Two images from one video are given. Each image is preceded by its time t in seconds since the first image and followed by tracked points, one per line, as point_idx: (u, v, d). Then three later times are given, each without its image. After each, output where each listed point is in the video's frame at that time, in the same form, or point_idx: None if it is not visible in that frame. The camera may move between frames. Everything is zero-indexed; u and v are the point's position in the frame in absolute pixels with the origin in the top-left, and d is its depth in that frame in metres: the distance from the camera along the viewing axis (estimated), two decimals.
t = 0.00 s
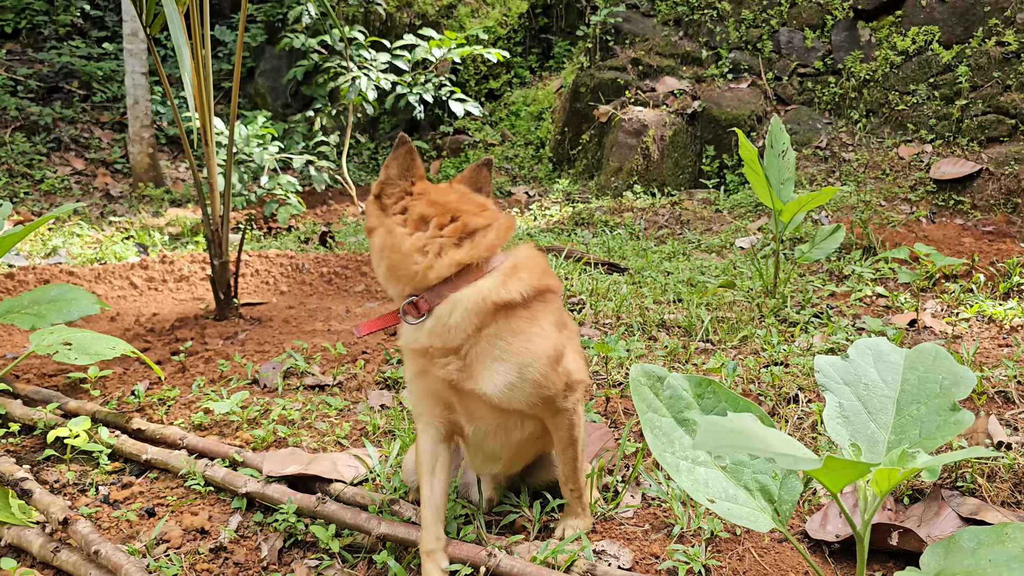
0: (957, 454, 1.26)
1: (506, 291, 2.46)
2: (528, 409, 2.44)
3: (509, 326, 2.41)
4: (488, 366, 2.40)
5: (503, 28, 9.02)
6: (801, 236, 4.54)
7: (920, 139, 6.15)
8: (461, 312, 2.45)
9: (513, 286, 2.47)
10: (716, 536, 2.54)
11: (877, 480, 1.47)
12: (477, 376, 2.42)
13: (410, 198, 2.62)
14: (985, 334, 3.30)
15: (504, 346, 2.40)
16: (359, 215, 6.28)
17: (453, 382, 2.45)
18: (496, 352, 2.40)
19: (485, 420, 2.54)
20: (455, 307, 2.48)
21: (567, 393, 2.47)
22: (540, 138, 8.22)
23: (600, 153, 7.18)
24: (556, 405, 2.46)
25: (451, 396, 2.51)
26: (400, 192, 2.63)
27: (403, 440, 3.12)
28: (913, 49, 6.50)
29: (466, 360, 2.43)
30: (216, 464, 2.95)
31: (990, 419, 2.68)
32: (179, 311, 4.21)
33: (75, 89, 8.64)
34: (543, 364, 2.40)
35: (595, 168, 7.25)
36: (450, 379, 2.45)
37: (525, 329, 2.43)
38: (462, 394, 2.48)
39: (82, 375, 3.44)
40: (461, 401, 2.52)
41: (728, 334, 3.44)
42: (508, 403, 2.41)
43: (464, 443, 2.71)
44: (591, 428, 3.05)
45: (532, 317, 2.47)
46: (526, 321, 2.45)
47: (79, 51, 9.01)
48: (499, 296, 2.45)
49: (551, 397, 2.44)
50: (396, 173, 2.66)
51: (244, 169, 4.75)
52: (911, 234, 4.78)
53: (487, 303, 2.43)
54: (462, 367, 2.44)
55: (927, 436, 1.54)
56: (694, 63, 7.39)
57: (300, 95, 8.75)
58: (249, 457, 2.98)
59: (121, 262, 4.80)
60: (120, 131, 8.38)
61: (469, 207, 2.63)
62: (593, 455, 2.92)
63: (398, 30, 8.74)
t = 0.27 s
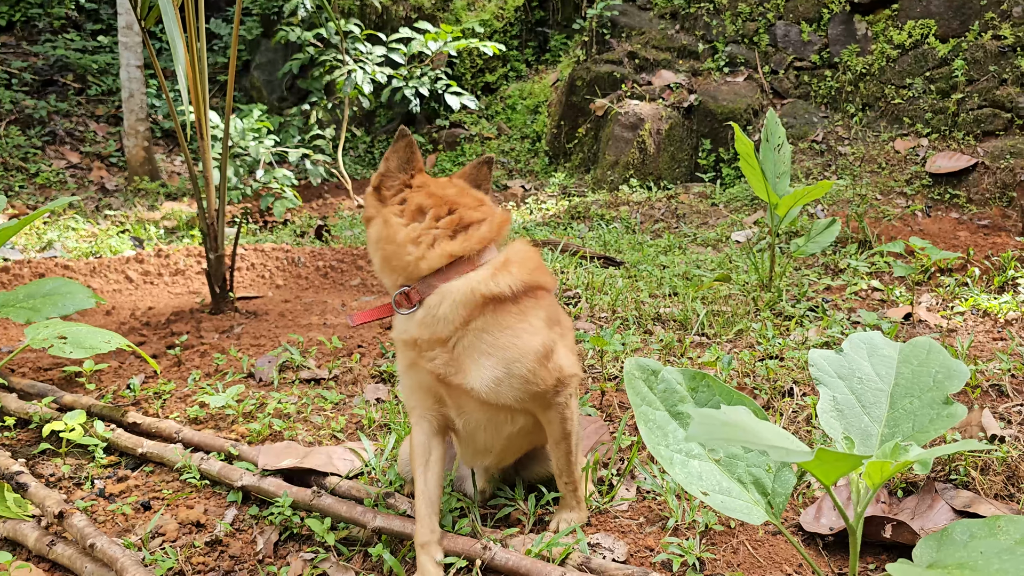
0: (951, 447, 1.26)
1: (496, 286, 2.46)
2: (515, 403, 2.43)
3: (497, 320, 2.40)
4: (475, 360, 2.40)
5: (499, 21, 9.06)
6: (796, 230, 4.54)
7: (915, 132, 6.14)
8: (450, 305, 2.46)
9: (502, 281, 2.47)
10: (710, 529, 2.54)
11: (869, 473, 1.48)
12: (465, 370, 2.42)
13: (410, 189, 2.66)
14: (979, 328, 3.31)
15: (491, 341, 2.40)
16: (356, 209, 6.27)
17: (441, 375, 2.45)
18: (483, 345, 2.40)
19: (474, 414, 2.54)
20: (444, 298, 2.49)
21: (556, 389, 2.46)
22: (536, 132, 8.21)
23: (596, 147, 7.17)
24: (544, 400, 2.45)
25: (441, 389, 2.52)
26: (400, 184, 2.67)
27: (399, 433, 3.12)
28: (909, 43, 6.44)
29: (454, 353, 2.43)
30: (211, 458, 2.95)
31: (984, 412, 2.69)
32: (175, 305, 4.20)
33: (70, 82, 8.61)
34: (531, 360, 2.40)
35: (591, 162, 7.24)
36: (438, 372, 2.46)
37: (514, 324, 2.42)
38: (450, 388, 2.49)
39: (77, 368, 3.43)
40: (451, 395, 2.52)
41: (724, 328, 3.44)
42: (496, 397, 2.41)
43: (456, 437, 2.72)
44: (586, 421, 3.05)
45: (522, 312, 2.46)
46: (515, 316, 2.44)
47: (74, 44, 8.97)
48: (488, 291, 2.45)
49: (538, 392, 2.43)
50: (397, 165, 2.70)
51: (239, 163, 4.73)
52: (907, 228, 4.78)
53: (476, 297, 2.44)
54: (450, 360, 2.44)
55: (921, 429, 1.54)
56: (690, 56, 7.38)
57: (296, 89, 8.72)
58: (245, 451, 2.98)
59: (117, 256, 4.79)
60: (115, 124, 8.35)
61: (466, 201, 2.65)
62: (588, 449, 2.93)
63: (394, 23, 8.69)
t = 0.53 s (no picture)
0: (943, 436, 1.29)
1: (492, 276, 2.48)
2: (513, 391, 2.43)
3: (495, 310, 2.41)
4: (474, 352, 2.39)
5: (497, 14, 9.04)
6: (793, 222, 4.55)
7: (913, 125, 6.14)
8: (449, 298, 2.44)
9: (499, 269, 2.50)
10: (704, 519, 2.55)
11: (860, 463, 1.48)
12: (465, 361, 2.41)
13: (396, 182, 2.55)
14: (975, 320, 3.32)
15: (490, 331, 2.39)
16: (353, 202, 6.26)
17: (439, 368, 2.43)
18: (483, 336, 2.40)
19: (471, 404, 2.54)
20: (445, 294, 2.45)
21: (552, 376, 2.48)
22: (534, 124, 8.21)
23: (593, 140, 7.16)
24: (542, 386, 2.46)
25: (437, 381, 2.50)
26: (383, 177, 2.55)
27: (394, 425, 3.12)
28: (907, 36, 6.47)
29: (452, 346, 2.42)
30: (207, 449, 2.95)
31: (977, 404, 2.70)
32: (171, 298, 4.19)
33: (66, 75, 8.59)
34: (528, 349, 2.41)
35: (589, 155, 7.24)
36: (437, 366, 2.44)
37: (511, 313, 2.44)
38: (448, 380, 2.47)
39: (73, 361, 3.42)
40: (448, 387, 2.51)
41: (720, 320, 3.44)
42: (495, 387, 2.41)
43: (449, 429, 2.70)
44: (582, 413, 3.05)
45: (517, 300, 2.48)
46: (512, 304, 2.45)
47: (70, 36, 8.95)
48: (484, 281, 2.45)
49: (537, 379, 2.44)
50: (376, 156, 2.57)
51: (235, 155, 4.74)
52: (904, 221, 4.79)
53: (474, 287, 2.43)
54: (449, 354, 2.42)
55: (913, 421, 1.55)
56: (688, 49, 7.37)
57: (293, 81, 8.71)
58: (240, 443, 2.98)
59: (113, 249, 4.78)
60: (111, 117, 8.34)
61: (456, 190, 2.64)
62: (583, 440, 2.93)
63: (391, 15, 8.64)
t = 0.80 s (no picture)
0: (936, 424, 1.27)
1: (491, 267, 2.45)
2: (512, 382, 2.44)
3: (493, 302, 2.40)
4: (475, 345, 2.39)
5: (498, 6, 9.10)
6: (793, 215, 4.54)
7: (914, 118, 6.12)
8: (448, 293, 2.40)
9: (496, 261, 2.47)
10: (703, 510, 2.53)
11: (858, 452, 1.46)
12: (464, 354, 2.40)
13: (380, 180, 2.43)
14: (974, 312, 3.31)
15: (489, 324, 2.38)
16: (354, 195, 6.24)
17: (441, 360, 2.43)
18: (482, 330, 2.38)
19: (470, 394, 2.54)
20: (445, 292, 2.41)
21: (550, 365, 2.49)
22: (535, 118, 8.22)
23: (594, 133, 7.16)
24: (540, 376, 2.47)
25: (438, 373, 2.49)
26: (367, 175, 2.44)
27: (393, 416, 3.10)
28: (908, 28, 6.47)
29: (452, 338, 2.41)
30: (205, 441, 2.94)
31: (976, 395, 2.70)
32: (171, 291, 4.18)
33: (66, 68, 8.60)
34: (527, 339, 2.41)
35: (590, 148, 7.24)
36: (438, 358, 2.44)
37: (510, 304, 2.43)
38: (449, 371, 2.47)
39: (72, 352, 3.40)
40: (448, 378, 2.50)
41: (719, 312, 3.44)
42: (495, 378, 2.41)
43: (447, 419, 2.70)
44: (580, 405, 3.05)
45: (515, 291, 2.47)
46: (509, 294, 2.44)
47: (70, 30, 8.96)
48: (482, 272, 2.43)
49: (535, 370, 2.44)
50: (354, 153, 2.43)
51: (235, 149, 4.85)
52: (904, 213, 4.78)
53: (474, 280, 2.40)
54: (450, 347, 2.41)
55: (910, 410, 1.53)
56: (689, 41, 7.37)
57: (294, 75, 8.72)
58: (239, 434, 2.97)
59: (113, 242, 4.78)
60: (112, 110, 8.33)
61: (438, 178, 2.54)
62: (581, 432, 2.92)
63: (391, 9, 8.63)
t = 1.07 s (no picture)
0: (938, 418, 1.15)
1: (497, 260, 2.44)
2: (519, 375, 2.42)
3: (499, 294, 2.38)
4: (480, 339, 2.37)
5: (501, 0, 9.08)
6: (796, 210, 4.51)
7: (918, 113, 6.11)
8: (453, 286, 2.40)
9: (502, 254, 2.46)
10: (704, 504, 2.53)
11: (858, 444, 1.45)
12: (470, 347, 2.39)
13: (383, 176, 2.43)
14: (978, 307, 3.31)
15: (495, 317, 2.37)
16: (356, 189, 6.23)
17: (447, 354, 2.42)
18: (488, 323, 2.37)
19: (476, 388, 2.52)
20: (450, 285, 2.41)
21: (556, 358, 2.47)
22: (538, 112, 8.23)
23: (597, 128, 7.16)
24: (546, 370, 2.45)
25: (443, 367, 2.48)
26: (370, 171, 2.43)
27: (394, 410, 3.10)
28: (912, 22, 6.45)
29: (458, 332, 2.40)
30: (207, 434, 2.93)
31: (979, 389, 2.69)
32: (173, 285, 4.18)
33: (69, 63, 8.61)
34: (533, 333, 2.40)
35: (593, 143, 7.23)
36: (444, 351, 2.42)
37: (515, 297, 2.42)
38: (454, 365, 2.46)
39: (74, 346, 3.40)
40: (453, 372, 2.49)
41: (722, 307, 3.43)
42: (501, 371, 2.40)
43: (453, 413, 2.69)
44: (582, 399, 3.04)
45: (522, 283, 2.46)
46: (515, 287, 2.43)
47: (73, 24, 8.96)
48: (487, 264, 2.42)
49: (542, 363, 2.43)
50: (357, 149, 2.41)
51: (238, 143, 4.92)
52: (908, 208, 4.77)
53: (481, 272, 2.40)
54: (456, 340, 2.40)
55: (913, 402, 1.53)
56: (692, 35, 7.35)
57: (296, 69, 8.72)
58: (240, 428, 2.96)
59: (115, 236, 4.78)
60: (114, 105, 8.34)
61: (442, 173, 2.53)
62: (583, 426, 2.92)
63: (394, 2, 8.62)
